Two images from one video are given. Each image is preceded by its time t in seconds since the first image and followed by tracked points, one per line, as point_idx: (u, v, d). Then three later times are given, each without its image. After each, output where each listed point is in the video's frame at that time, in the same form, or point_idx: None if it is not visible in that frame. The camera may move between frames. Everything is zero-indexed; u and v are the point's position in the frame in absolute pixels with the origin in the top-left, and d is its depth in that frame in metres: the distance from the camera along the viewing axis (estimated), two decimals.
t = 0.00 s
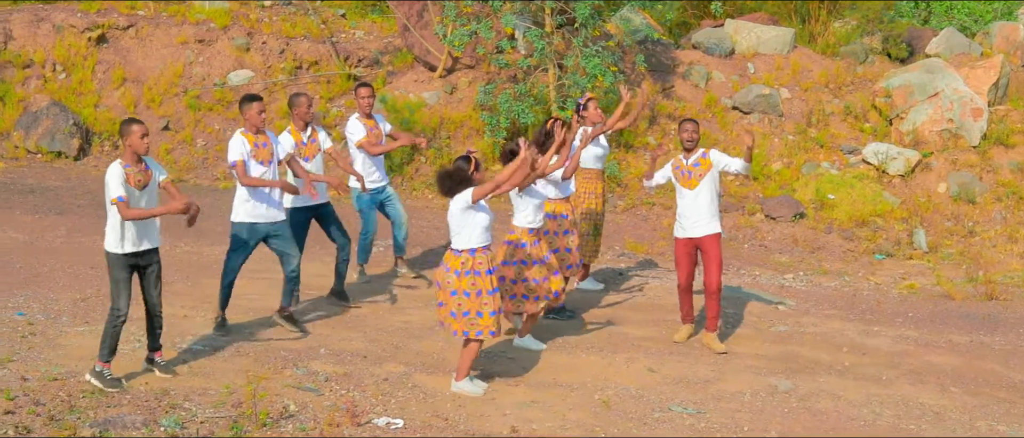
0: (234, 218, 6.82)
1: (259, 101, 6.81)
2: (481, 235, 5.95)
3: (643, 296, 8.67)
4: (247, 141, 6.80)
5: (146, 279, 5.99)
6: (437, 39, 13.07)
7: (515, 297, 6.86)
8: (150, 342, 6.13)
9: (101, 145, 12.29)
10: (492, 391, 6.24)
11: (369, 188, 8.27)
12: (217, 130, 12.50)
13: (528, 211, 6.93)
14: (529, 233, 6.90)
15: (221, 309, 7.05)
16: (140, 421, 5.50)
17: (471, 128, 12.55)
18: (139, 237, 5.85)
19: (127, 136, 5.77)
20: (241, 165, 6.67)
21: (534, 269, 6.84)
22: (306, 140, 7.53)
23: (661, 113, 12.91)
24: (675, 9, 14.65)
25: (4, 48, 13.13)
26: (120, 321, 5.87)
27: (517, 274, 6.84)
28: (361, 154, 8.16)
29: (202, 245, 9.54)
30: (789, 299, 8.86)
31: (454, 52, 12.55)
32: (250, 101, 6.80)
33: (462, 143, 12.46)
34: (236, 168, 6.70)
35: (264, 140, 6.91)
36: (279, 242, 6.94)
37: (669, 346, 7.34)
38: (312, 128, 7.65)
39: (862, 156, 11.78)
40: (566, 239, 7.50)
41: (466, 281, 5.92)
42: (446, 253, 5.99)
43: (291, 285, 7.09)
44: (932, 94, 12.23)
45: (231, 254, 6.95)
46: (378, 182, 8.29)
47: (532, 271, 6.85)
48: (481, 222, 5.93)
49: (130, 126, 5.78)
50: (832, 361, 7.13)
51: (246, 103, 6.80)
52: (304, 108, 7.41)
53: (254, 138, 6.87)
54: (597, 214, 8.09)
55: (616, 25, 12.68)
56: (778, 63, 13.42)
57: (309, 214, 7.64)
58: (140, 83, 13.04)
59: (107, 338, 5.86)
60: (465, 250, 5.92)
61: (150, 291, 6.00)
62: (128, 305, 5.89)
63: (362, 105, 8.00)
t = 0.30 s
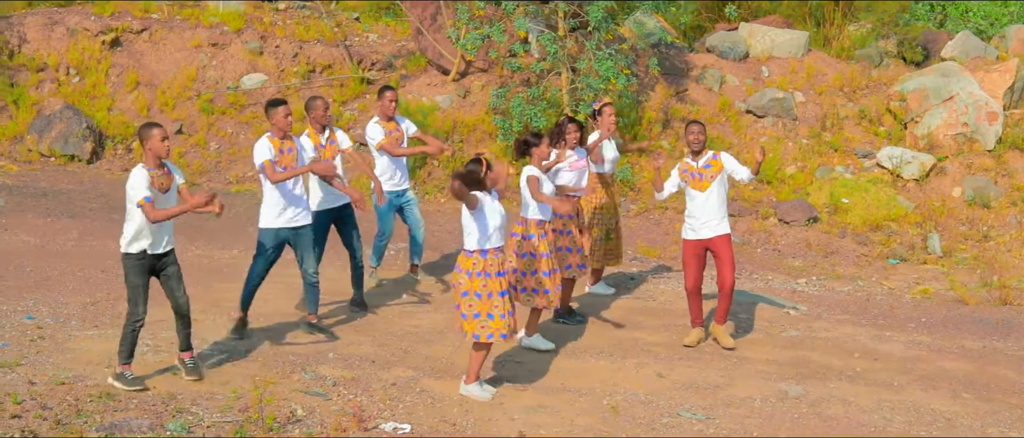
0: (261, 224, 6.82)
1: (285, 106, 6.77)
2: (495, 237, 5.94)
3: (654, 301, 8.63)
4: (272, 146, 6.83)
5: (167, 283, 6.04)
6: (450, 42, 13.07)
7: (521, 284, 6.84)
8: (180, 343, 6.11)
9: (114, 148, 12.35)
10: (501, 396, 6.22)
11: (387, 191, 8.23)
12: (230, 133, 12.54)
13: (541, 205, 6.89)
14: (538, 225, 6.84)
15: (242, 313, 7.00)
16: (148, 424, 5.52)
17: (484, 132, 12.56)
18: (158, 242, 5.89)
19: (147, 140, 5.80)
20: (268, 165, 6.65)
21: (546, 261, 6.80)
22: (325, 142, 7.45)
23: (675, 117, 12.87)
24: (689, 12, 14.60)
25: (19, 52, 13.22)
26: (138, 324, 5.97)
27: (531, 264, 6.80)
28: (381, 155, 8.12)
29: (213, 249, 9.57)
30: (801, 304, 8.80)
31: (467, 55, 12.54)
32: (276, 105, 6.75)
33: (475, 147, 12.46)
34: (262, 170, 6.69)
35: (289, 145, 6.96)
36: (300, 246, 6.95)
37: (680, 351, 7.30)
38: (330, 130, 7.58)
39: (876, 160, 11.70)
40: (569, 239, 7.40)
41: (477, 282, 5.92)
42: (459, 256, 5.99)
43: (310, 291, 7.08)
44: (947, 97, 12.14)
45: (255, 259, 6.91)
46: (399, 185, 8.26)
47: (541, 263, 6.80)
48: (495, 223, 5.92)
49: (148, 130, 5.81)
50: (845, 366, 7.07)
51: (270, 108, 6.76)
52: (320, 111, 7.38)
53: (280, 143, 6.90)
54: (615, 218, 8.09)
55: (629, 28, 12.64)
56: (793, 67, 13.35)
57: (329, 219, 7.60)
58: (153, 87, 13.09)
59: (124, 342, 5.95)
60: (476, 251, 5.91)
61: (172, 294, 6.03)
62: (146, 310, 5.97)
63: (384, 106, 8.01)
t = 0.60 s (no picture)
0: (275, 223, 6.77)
1: (301, 107, 6.76)
2: (490, 247, 5.90)
3: (655, 300, 8.63)
4: (289, 147, 6.74)
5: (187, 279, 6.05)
6: (452, 41, 13.06)
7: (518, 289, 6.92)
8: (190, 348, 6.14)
9: (115, 146, 12.37)
10: (500, 395, 6.22)
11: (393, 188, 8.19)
12: (231, 131, 12.54)
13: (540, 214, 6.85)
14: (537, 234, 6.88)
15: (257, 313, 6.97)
16: (147, 422, 5.53)
17: (486, 130, 12.56)
18: (179, 238, 5.89)
19: (160, 137, 5.78)
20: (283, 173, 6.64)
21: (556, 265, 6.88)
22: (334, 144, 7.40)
23: (677, 116, 12.86)
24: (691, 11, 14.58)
25: (20, 49, 13.23)
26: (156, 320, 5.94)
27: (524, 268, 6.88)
28: (386, 154, 8.07)
29: (213, 247, 9.57)
30: (802, 303, 8.79)
31: (468, 54, 12.53)
32: (293, 106, 6.75)
33: (477, 146, 12.46)
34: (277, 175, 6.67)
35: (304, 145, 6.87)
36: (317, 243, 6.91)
37: (680, 350, 7.29)
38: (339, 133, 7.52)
39: (878, 159, 11.68)
40: (564, 244, 7.46)
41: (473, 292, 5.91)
42: (456, 264, 6.00)
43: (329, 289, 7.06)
44: (950, 96, 12.11)
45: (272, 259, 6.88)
46: (403, 184, 8.20)
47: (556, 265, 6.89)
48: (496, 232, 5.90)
49: (162, 128, 5.78)
50: (845, 366, 7.06)
51: (288, 108, 6.77)
52: (331, 114, 7.28)
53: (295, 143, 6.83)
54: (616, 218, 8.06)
55: (631, 27, 12.63)
56: (795, 66, 13.34)
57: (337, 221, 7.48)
58: (155, 85, 13.10)
59: (139, 338, 5.94)
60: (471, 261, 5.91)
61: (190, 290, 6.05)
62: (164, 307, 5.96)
63: (388, 105, 7.96)
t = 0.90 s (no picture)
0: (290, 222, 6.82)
1: (320, 107, 6.74)
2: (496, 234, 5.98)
3: (658, 300, 8.61)
4: (302, 147, 6.80)
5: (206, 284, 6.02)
6: (453, 41, 13.05)
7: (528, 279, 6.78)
8: (215, 346, 6.13)
9: (116, 146, 12.37)
10: (502, 395, 6.20)
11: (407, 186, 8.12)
12: (232, 132, 12.54)
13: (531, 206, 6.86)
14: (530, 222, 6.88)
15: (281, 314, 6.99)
16: (149, 421, 5.51)
17: (487, 131, 12.55)
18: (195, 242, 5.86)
19: (178, 140, 5.77)
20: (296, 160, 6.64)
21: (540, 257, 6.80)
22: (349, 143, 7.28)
23: (678, 116, 12.85)
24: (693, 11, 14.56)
25: (22, 49, 13.22)
26: (172, 323, 5.91)
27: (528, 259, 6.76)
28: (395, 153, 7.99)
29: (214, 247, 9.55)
30: (804, 303, 8.77)
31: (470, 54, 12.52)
32: (311, 107, 6.72)
33: (478, 146, 12.45)
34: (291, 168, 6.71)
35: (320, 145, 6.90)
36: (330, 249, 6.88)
37: (683, 351, 7.28)
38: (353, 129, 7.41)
39: (879, 160, 11.67)
40: (560, 238, 7.45)
41: (483, 278, 5.91)
42: (457, 252, 5.96)
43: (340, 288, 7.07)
44: (951, 97, 12.10)
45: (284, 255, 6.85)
46: (414, 182, 8.12)
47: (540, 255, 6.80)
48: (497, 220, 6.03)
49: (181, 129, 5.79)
50: (848, 367, 7.04)
51: (306, 108, 6.74)
52: (345, 112, 7.19)
53: (311, 143, 6.86)
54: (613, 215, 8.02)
55: (632, 27, 12.61)
56: (796, 66, 13.32)
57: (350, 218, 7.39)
58: (155, 85, 13.09)
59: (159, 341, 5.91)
60: (479, 247, 5.91)
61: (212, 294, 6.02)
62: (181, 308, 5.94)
63: (398, 104, 7.89)
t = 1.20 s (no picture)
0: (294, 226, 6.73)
1: (326, 111, 6.77)
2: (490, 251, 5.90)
3: (652, 302, 8.60)
4: (312, 151, 6.78)
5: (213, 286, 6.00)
6: (445, 42, 13.02)
7: (527, 290, 6.82)
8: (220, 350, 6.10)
9: (107, 148, 12.32)
10: (498, 398, 6.18)
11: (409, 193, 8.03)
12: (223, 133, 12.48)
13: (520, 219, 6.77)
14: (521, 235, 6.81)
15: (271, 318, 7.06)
16: (144, 425, 5.48)
17: (479, 132, 12.53)
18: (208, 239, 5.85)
19: (196, 142, 5.75)
20: (310, 172, 6.61)
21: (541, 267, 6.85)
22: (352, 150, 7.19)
23: (670, 117, 12.84)
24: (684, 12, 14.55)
25: (11, 51, 13.15)
26: (186, 327, 5.89)
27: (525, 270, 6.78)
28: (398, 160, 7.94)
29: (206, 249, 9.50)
30: (798, 305, 8.78)
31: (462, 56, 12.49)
32: (317, 111, 6.75)
33: (470, 148, 12.43)
34: (303, 176, 6.65)
35: (327, 150, 6.92)
36: (335, 251, 6.83)
37: (678, 353, 7.27)
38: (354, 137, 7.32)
39: (872, 161, 11.68)
40: (556, 250, 7.46)
41: (474, 296, 5.86)
42: (451, 268, 5.95)
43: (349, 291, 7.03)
44: (943, 98, 12.13)
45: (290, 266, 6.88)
46: (416, 188, 8.03)
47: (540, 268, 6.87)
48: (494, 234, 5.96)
49: (199, 132, 5.75)
50: (843, 369, 7.04)
51: (310, 113, 6.76)
52: (348, 119, 7.13)
53: (319, 147, 6.86)
54: (606, 216, 8.03)
55: (624, 28, 12.60)
56: (788, 67, 13.33)
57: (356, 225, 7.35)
58: (146, 86, 13.03)
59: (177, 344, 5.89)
60: (471, 265, 5.87)
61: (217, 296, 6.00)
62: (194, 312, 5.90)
63: (397, 111, 7.89)
